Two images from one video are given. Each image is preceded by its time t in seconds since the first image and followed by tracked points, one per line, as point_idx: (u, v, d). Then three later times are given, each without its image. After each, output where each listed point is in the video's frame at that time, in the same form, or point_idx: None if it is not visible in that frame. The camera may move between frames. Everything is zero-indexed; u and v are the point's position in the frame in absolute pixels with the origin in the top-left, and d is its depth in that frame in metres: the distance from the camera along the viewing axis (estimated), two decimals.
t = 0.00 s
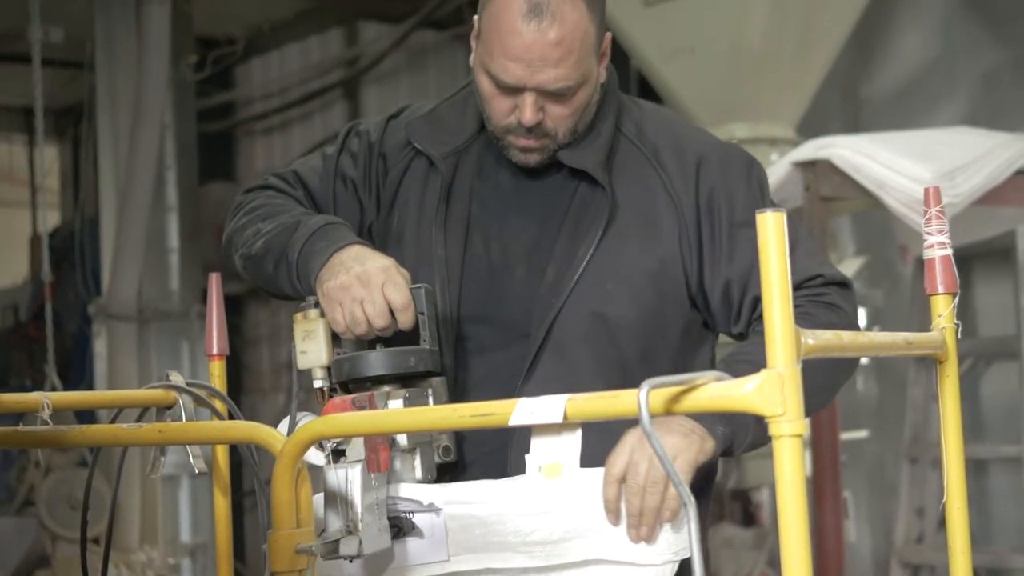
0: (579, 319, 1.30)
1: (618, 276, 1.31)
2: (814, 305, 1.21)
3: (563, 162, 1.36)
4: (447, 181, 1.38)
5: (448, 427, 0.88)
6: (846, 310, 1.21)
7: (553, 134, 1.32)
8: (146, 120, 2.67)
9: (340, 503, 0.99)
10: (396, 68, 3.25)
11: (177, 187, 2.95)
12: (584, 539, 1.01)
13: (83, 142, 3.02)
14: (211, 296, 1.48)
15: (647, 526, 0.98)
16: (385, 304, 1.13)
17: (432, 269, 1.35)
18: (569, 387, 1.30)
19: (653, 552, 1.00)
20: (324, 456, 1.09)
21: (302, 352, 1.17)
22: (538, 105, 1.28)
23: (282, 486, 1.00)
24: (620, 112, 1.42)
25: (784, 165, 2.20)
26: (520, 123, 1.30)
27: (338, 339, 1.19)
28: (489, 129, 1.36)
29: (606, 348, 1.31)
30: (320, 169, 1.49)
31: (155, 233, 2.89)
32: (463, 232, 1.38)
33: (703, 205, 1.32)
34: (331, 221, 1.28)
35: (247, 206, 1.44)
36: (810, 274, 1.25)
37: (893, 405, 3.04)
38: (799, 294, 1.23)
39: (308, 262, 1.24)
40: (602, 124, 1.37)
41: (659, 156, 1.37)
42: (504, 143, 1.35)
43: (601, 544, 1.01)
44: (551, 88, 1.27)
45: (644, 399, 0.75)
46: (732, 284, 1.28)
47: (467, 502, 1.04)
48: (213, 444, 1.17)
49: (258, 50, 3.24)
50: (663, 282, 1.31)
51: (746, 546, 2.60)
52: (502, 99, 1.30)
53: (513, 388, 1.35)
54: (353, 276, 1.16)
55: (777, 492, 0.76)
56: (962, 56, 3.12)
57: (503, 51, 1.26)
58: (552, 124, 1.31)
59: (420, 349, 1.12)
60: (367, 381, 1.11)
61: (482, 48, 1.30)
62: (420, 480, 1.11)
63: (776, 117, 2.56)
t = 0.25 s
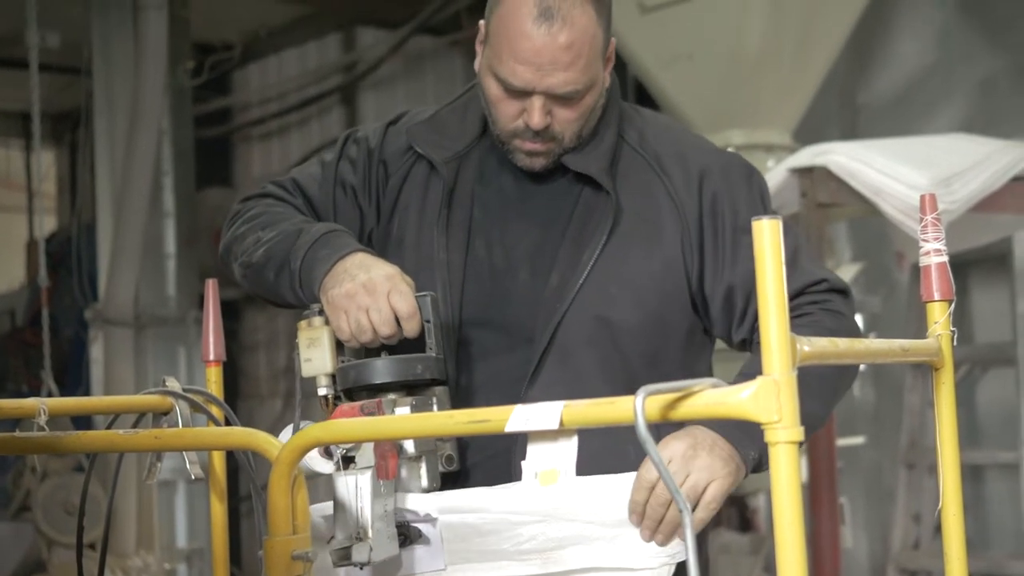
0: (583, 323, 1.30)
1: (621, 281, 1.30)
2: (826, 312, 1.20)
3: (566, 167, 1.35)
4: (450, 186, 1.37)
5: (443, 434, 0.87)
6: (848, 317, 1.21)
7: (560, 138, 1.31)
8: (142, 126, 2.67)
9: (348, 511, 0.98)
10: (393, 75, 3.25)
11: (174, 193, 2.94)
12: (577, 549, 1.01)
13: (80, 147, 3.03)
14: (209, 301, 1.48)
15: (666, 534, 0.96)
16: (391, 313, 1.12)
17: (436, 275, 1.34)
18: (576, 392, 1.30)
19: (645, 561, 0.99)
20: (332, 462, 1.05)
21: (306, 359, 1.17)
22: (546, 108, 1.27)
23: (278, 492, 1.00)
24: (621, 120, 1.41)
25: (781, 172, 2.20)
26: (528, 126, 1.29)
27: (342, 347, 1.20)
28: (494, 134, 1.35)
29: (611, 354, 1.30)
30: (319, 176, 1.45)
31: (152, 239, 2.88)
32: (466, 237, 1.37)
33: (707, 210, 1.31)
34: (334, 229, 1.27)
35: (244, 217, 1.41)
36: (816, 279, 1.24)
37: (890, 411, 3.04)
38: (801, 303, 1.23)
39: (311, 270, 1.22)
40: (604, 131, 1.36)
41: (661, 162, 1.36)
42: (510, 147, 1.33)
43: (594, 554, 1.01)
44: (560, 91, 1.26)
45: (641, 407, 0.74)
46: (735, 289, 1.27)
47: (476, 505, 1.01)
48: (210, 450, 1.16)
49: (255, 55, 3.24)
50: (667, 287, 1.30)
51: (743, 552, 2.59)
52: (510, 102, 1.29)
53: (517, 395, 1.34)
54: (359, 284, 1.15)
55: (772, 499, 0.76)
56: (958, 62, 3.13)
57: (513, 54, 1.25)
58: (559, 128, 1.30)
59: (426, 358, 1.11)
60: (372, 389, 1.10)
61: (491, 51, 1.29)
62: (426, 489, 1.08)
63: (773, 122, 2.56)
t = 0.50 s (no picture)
0: (585, 328, 1.25)
1: (626, 285, 1.26)
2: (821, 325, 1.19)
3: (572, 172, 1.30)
4: (451, 188, 1.31)
5: (438, 439, 0.87)
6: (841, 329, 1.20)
7: (567, 141, 1.27)
8: (140, 132, 2.67)
9: (354, 519, 0.98)
10: (390, 79, 3.26)
11: (170, 197, 2.94)
12: (572, 550, 0.98)
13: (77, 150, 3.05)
14: (204, 305, 1.46)
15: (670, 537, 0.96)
16: (397, 317, 1.07)
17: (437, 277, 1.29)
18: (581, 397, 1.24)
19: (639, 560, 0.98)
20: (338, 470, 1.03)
21: (312, 366, 1.10)
22: (555, 110, 1.24)
23: (274, 496, 1.01)
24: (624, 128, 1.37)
25: (776, 177, 2.21)
26: (537, 128, 1.25)
27: (348, 352, 1.12)
28: (499, 136, 1.31)
29: (615, 360, 1.25)
30: (318, 180, 1.38)
31: (148, 243, 2.89)
32: (467, 240, 1.31)
33: (706, 214, 1.27)
34: (338, 235, 1.19)
35: (241, 224, 1.34)
36: (807, 291, 1.23)
37: (886, 416, 3.05)
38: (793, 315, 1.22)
39: (317, 277, 1.16)
40: (608, 138, 1.31)
41: (664, 168, 1.31)
42: (516, 151, 1.29)
43: (589, 554, 0.98)
44: (570, 93, 1.22)
45: (636, 410, 0.75)
46: (727, 299, 1.23)
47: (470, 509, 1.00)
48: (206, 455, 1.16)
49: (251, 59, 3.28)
50: (673, 293, 1.26)
51: (739, 556, 2.59)
52: (519, 103, 1.25)
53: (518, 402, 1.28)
54: (364, 288, 1.09)
55: (767, 504, 0.76)
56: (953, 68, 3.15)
57: (525, 54, 1.22)
58: (568, 130, 1.26)
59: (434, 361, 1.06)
60: (380, 395, 1.05)
61: (501, 52, 1.25)
62: (436, 492, 1.06)
63: (769, 127, 2.56)
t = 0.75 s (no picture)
0: (585, 331, 1.25)
1: (627, 290, 1.26)
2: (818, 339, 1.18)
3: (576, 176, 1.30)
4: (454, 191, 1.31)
5: (434, 441, 0.87)
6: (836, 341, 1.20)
7: (574, 144, 1.27)
8: (137, 133, 2.68)
9: (362, 522, 0.97)
10: (385, 82, 3.25)
11: (166, 200, 2.94)
12: (569, 552, 0.98)
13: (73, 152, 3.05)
14: (201, 309, 1.45)
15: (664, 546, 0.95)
16: (400, 321, 1.05)
17: (440, 279, 1.29)
18: (580, 400, 1.24)
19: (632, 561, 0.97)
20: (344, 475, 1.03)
21: (317, 372, 1.09)
22: (565, 112, 1.24)
23: (270, 499, 1.00)
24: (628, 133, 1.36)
25: (773, 180, 2.22)
26: (545, 130, 1.25)
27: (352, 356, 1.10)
28: (505, 138, 1.31)
29: (615, 364, 1.25)
30: (320, 183, 1.36)
31: (143, 245, 2.87)
32: (469, 242, 1.31)
33: (706, 219, 1.27)
34: (340, 239, 1.17)
35: (242, 230, 1.31)
36: (804, 303, 1.22)
37: (881, 419, 3.05)
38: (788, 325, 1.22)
39: (320, 281, 1.13)
40: (611, 143, 1.31)
41: (666, 175, 1.31)
42: (523, 153, 1.29)
43: (585, 555, 0.98)
44: (581, 96, 1.22)
45: (632, 416, 0.74)
46: (723, 305, 1.22)
47: (466, 513, 0.98)
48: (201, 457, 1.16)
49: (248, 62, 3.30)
50: (675, 298, 1.25)
51: (735, 559, 2.60)
52: (528, 105, 1.25)
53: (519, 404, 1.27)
54: (367, 294, 1.07)
55: (763, 506, 0.76)
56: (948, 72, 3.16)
57: (537, 56, 1.22)
58: (576, 133, 1.26)
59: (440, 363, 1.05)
60: (386, 398, 1.04)
61: (511, 53, 1.25)
62: (444, 496, 1.05)
63: (764, 130, 2.57)
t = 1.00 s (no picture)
0: (586, 335, 1.25)
1: (628, 294, 1.25)
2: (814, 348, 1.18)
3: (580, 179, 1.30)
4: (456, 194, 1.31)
5: (430, 443, 0.86)
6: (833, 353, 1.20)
7: (580, 146, 1.27)
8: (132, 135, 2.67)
9: (372, 526, 0.97)
10: (381, 84, 3.26)
11: (162, 201, 2.93)
12: (565, 558, 0.97)
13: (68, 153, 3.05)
14: (197, 310, 1.44)
15: (658, 555, 0.95)
16: (409, 325, 1.04)
17: (439, 283, 1.29)
18: (578, 402, 1.24)
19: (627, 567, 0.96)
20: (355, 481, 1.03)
21: (325, 377, 1.08)
22: (572, 114, 1.24)
23: (266, 500, 1.00)
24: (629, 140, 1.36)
25: (769, 182, 2.24)
26: (552, 132, 1.25)
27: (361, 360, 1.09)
28: (510, 140, 1.31)
29: (615, 369, 1.25)
30: (320, 186, 1.36)
31: (140, 247, 2.86)
32: (469, 246, 1.31)
33: (706, 225, 1.27)
34: (345, 243, 1.16)
35: (243, 234, 1.30)
36: (800, 313, 1.24)
37: (876, 420, 3.06)
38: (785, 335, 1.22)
39: (324, 286, 1.12)
40: (614, 148, 1.31)
41: (668, 181, 1.31)
42: (528, 155, 1.29)
43: (581, 561, 0.97)
44: (589, 98, 1.22)
45: (627, 417, 0.74)
46: (719, 312, 1.23)
47: (459, 521, 0.96)
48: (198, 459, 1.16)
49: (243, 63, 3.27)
50: (676, 303, 1.25)
51: (730, 561, 2.60)
52: (536, 106, 1.25)
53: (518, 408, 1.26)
54: (375, 297, 1.06)
55: (759, 507, 0.76)
56: (944, 74, 3.17)
57: (547, 57, 1.22)
58: (582, 135, 1.26)
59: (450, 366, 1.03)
60: (396, 403, 1.03)
61: (520, 54, 1.25)
62: (454, 501, 1.03)
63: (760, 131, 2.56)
